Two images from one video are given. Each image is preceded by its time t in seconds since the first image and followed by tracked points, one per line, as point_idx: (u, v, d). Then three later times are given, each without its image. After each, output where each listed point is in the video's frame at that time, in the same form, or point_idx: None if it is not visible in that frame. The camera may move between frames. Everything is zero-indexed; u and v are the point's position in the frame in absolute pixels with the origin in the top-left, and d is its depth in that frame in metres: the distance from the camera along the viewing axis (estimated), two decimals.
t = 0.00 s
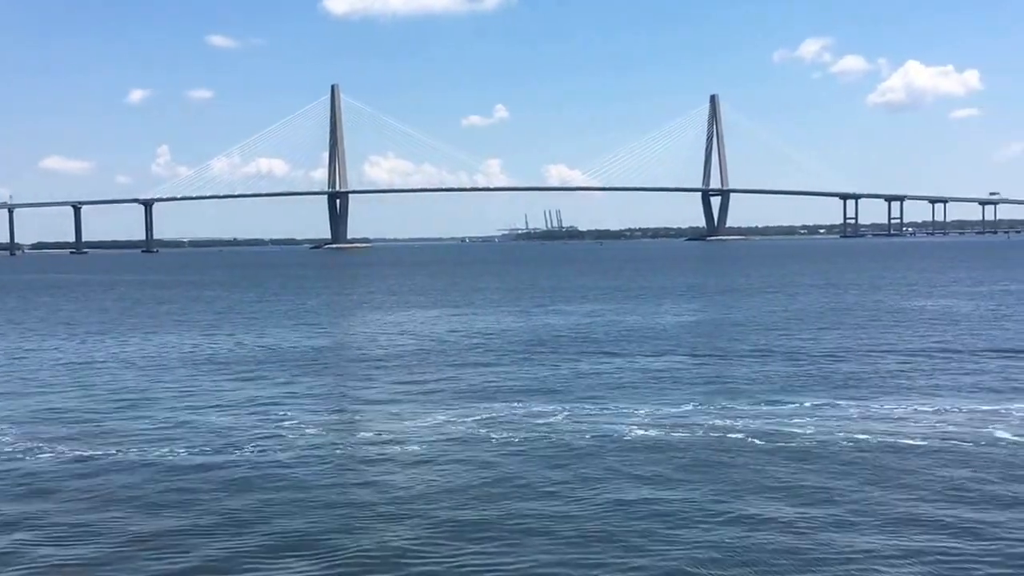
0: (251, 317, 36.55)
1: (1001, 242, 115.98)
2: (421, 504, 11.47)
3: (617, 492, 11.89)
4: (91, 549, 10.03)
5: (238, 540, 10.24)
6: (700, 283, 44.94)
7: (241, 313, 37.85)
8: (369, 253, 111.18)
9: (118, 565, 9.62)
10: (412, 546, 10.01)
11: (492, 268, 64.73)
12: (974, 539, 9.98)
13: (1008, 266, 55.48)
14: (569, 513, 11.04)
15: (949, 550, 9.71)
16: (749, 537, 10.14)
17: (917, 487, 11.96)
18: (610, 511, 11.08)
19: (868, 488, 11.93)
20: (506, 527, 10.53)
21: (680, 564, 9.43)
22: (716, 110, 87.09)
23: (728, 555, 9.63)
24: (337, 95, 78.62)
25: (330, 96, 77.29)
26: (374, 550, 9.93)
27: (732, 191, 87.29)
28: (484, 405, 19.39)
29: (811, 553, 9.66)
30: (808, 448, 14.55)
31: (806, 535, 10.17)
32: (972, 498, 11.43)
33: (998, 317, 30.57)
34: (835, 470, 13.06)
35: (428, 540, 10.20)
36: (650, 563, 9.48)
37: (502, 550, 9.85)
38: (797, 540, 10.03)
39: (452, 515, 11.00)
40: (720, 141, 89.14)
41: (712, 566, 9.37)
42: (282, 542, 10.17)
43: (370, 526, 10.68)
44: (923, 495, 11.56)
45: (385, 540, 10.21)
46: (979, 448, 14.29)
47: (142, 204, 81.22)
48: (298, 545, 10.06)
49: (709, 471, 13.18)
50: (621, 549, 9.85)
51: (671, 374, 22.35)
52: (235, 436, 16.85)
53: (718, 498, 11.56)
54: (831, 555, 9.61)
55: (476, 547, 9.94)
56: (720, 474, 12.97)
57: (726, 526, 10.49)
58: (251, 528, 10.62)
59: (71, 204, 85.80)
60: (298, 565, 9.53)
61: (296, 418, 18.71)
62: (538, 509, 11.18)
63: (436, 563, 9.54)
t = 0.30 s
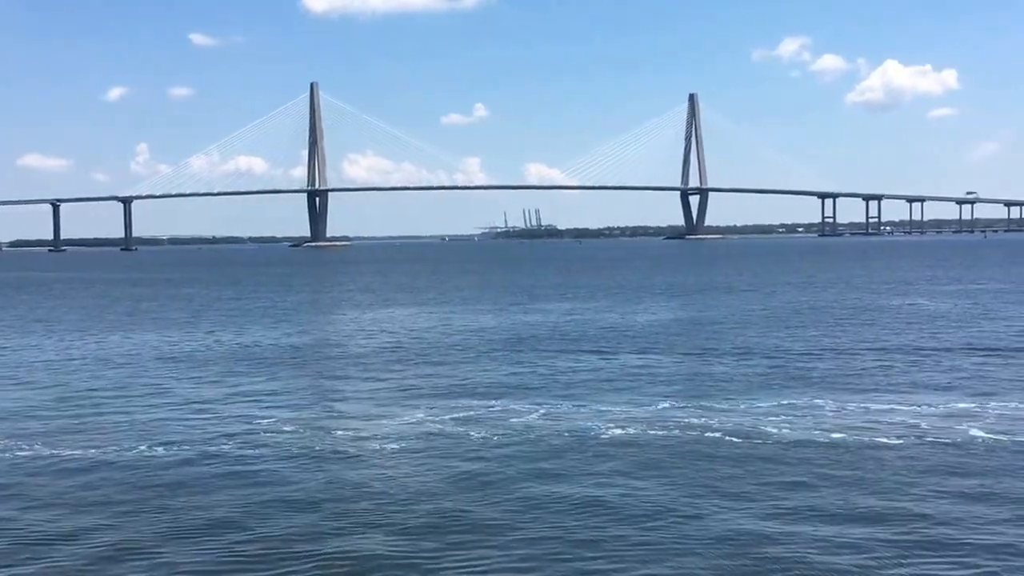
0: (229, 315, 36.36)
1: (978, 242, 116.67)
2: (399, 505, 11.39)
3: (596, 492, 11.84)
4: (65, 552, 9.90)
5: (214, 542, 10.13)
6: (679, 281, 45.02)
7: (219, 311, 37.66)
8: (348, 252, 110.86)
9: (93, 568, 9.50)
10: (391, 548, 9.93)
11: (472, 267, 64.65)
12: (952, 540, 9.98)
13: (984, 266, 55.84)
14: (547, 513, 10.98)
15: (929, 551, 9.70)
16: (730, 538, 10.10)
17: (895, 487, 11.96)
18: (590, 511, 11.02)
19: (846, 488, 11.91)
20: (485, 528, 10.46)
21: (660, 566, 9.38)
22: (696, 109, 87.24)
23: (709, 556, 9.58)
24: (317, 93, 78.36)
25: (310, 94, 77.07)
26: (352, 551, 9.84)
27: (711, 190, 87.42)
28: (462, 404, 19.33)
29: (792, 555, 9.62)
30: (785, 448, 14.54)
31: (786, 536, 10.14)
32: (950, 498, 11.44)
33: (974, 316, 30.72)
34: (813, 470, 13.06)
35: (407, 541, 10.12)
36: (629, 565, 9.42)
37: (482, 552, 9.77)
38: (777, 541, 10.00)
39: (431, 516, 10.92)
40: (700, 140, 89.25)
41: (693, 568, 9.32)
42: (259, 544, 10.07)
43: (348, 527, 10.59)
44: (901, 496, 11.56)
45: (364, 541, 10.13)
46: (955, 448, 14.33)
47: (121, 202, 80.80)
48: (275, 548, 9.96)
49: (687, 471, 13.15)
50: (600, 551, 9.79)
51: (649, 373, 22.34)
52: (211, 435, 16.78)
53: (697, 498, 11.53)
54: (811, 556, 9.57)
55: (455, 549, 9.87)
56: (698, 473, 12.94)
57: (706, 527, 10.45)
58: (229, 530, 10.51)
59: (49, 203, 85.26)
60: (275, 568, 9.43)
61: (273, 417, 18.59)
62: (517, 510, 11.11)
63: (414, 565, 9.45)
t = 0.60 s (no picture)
0: (213, 311, 36.36)
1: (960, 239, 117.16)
2: (385, 500, 11.42)
3: (580, 488, 11.91)
4: (50, 549, 9.90)
5: (200, 539, 10.13)
6: (663, 278, 45.14)
7: (203, 307, 37.65)
8: (334, 248, 110.74)
9: (78, 564, 9.50)
10: (376, 544, 9.96)
11: (457, 263, 64.77)
12: (931, 536, 10.07)
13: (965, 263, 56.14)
14: (533, 509, 11.02)
15: (909, 546, 9.79)
16: (714, 534, 10.16)
17: (875, 483, 12.08)
18: (573, 507, 11.09)
19: (828, 484, 12.01)
20: (470, 524, 10.49)
21: (645, 561, 9.43)
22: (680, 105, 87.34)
23: (693, 552, 9.65)
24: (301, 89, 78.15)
25: (294, 89, 76.87)
26: (338, 546, 9.86)
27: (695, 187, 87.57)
28: (446, 400, 19.39)
29: (774, 549, 9.71)
30: (767, 444, 14.66)
31: (769, 532, 10.20)
32: (931, 494, 11.54)
33: (954, 312, 30.93)
34: (793, 465, 13.17)
35: (391, 538, 10.14)
36: (614, 560, 9.48)
37: (467, 548, 9.81)
38: (761, 536, 10.07)
39: (417, 512, 10.97)
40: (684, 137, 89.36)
41: (678, 564, 9.38)
42: (244, 541, 10.07)
43: (333, 523, 10.61)
44: (882, 491, 11.66)
45: (349, 537, 10.15)
46: (934, 444, 14.47)
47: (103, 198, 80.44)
48: (261, 544, 9.98)
49: (670, 466, 13.26)
50: (586, 547, 9.83)
51: (632, 369, 22.40)
52: (196, 431, 16.77)
53: (681, 494, 11.59)
54: (794, 552, 9.64)
55: (440, 545, 9.90)
56: (682, 469, 13.00)
57: (690, 522, 10.51)
58: (214, 527, 10.52)
59: (31, 198, 84.79)
60: (261, 564, 9.45)
61: (258, 413, 18.64)
62: (502, 506, 11.17)
63: (400, 562, 9.47)
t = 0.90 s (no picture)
0: (205, 305, 36.38)
1: (952, 234, 117.39)
2: (379, 495, 11.46)
3: (572, 482, 11.95)
4: (44, 544, 9.91)
5: (196, 533, 10.15)
6: (654, 273, 45.24)
7: (195, 301, 37.66)
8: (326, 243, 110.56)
9: (72, 559, 9.50)
10: (371, 538, 9.99)
11: (449, 258, 64.78)
12: (923, 530, 10.12)
13: (956, 259, 56.27)
14: (527, 503, 11.10)
15: (901, 541, 9.84)
16: (707, 528, 10.20)
17: (865, 478, 12.14)
18: (565, 502, 11.12)
19: (818, 478, 12.12)
20: (464, 519, 10.53)
21: (641, 555, 9.49)
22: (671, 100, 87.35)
23: (687, 547, 9.69)
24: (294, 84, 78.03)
25: (286, 84, 76.69)
26: (333, 541, 9.88)
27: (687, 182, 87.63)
28: (437, 395, 19.46)
29: (767, 544, 9.75)
30: (757, 439, 14.73)
31: (762, 526, 10.24)
32: (922, 489, 11.59)
33: (944, 308, 31.06)
34: (783, 459, 13.24)
35: (386, 532, 10.17)
36: (608, 555, 9.52)
37: (460, 543, 9.84)
38: (754, 531, 10.11)
39: (410, 506, 11.00)
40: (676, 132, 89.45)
41: (671, 559, 9.41)
42: (238, 535, 10.10)
43: (328, 518, 10.64)
44: (873, 486, 11.72)
45: (344, 532, 10.18)
46: (922, 439, 14.56)
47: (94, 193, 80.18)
48: (255, 538, 9.99)
49: (660, 460, 13.32)
50: (580, 541, 9.87)
51: (623, 364, 22.48)
52: (187, 426, 16.80)
53: (672, 488, 11.65)
54: (787, 547, 9.68)
55: (434, 539, 9.93)
56: (672, 464, 13.08)
57: (682, 517, 10.57)
58: (209, 522, 10.54)
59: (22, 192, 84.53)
60: (257, 558, 9.47)
61: (250, 407, 18.68)
62: (494, 500, 11.20)
63: (395, 556, 9.50)
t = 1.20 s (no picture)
0: (206, 300, 36.41)
1: (952, 230, 117.42)
2: (378, 491, 11.44)
3: (572, 478, 11.95)
4: (41, 539, 9.90)
5: (195, 529, 10.13)
6: (654, 268, 45.34)
7: (196, 296, 37.69)
8: (326, 238, 110.53)
9: (70, 554, 9.49)
10: (369, 535, 9.96)
11: (450, 253, 64.79)
12: (923, 524, 10.19)
13: (956, 255, 56.24)
14: (530, 495, 11.21)
15: (900, 538, 9.82)
16: (707, 524, 10.18)
17: (865, 474, 12.13)
18: (565, 498, 11.11)
19: (818, 472, 12.22)
20: (463, 515, 10.50)
21: (644, 546, 9.60)
22: (673, 96, 87.34)
23: (689, 541, 9.73)
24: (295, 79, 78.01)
25: (287, 78, 76.69)
26: (332, 538, 9.86)
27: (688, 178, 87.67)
28: (439, 389, 19.57)
29: (767, 541, 9.73)
30: (757, 432, 14.84)
31: (762, 520, 10.31)
32: (922, 484, 11.67)
33: (944, 304, 31.06)
34: (783, 454, 13.31)
35: (385, 528, 10.15)
36: (607, 551, 9.50)
37: (460, 539, 9.82)
38: (753, 528, 10.09)
39: (409, 503, 10.98)
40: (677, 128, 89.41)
41: (674, 553, 9.46)
42: (237, 531, 10.08)
43: (327, 513, 10.61)
44: (873, 483, 11.70)
45: (343, 528, 10.15)
46: (922, 433, 14.67)
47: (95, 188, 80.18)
48: (254, 534, 9.98)
49: (660, 455, 13.33)
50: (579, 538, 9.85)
51: (624, 359, 22.59)
52: (191, 420, 16.89)
53: (672, 484, 11.63)
54: (787, 543, 9.66)
55: (434, 536, 9.90)
56: (673, 458, 13.18)
57: (684, 509, 10.68)
58: (209, 517, 10.52)
59: (23, 186, 84.52)
60: (256, 554, 9.45)
61: (250, 402, 18.70)
62: (494, 497, 11.19)
63: (394, 552, 9.48)
